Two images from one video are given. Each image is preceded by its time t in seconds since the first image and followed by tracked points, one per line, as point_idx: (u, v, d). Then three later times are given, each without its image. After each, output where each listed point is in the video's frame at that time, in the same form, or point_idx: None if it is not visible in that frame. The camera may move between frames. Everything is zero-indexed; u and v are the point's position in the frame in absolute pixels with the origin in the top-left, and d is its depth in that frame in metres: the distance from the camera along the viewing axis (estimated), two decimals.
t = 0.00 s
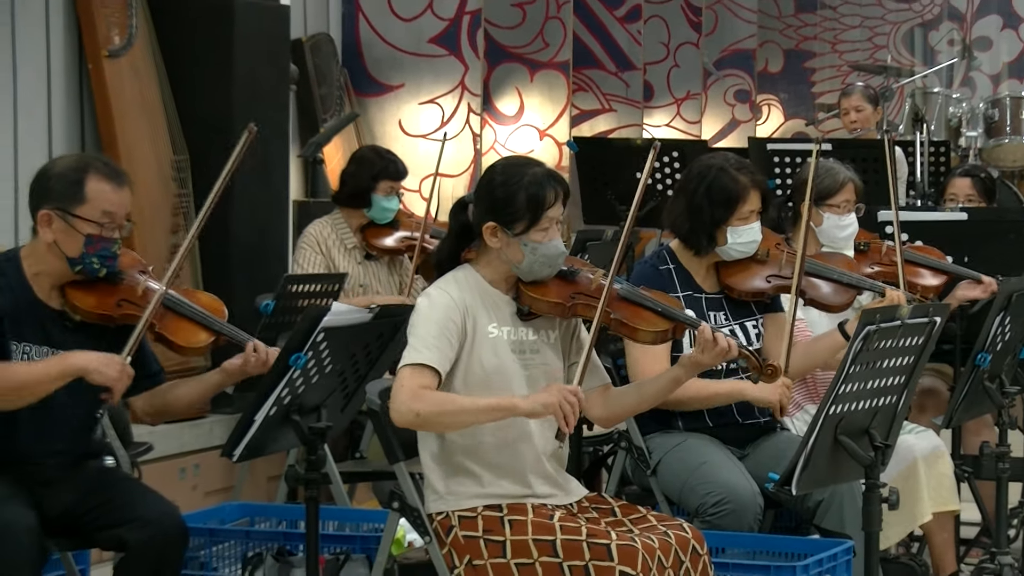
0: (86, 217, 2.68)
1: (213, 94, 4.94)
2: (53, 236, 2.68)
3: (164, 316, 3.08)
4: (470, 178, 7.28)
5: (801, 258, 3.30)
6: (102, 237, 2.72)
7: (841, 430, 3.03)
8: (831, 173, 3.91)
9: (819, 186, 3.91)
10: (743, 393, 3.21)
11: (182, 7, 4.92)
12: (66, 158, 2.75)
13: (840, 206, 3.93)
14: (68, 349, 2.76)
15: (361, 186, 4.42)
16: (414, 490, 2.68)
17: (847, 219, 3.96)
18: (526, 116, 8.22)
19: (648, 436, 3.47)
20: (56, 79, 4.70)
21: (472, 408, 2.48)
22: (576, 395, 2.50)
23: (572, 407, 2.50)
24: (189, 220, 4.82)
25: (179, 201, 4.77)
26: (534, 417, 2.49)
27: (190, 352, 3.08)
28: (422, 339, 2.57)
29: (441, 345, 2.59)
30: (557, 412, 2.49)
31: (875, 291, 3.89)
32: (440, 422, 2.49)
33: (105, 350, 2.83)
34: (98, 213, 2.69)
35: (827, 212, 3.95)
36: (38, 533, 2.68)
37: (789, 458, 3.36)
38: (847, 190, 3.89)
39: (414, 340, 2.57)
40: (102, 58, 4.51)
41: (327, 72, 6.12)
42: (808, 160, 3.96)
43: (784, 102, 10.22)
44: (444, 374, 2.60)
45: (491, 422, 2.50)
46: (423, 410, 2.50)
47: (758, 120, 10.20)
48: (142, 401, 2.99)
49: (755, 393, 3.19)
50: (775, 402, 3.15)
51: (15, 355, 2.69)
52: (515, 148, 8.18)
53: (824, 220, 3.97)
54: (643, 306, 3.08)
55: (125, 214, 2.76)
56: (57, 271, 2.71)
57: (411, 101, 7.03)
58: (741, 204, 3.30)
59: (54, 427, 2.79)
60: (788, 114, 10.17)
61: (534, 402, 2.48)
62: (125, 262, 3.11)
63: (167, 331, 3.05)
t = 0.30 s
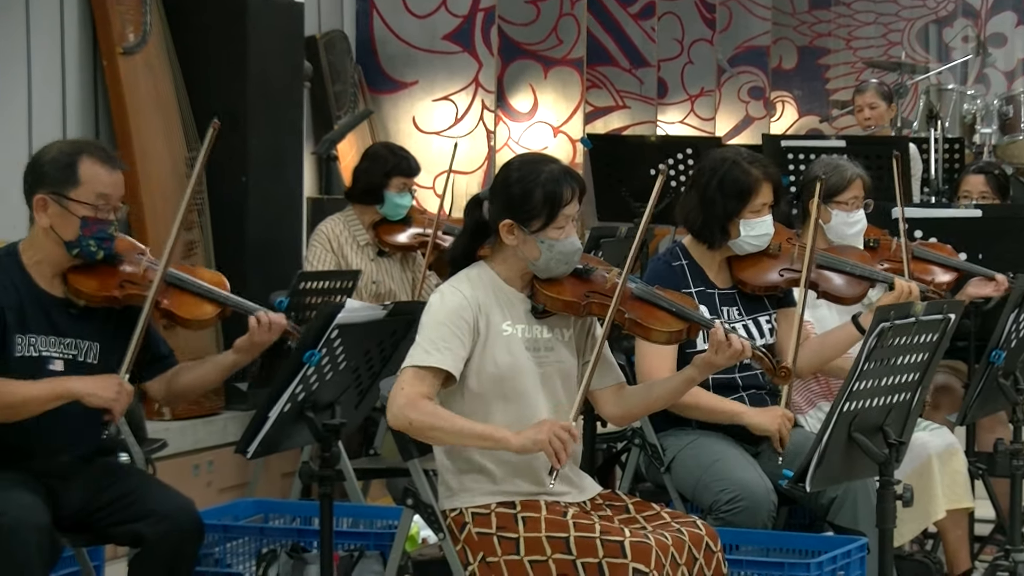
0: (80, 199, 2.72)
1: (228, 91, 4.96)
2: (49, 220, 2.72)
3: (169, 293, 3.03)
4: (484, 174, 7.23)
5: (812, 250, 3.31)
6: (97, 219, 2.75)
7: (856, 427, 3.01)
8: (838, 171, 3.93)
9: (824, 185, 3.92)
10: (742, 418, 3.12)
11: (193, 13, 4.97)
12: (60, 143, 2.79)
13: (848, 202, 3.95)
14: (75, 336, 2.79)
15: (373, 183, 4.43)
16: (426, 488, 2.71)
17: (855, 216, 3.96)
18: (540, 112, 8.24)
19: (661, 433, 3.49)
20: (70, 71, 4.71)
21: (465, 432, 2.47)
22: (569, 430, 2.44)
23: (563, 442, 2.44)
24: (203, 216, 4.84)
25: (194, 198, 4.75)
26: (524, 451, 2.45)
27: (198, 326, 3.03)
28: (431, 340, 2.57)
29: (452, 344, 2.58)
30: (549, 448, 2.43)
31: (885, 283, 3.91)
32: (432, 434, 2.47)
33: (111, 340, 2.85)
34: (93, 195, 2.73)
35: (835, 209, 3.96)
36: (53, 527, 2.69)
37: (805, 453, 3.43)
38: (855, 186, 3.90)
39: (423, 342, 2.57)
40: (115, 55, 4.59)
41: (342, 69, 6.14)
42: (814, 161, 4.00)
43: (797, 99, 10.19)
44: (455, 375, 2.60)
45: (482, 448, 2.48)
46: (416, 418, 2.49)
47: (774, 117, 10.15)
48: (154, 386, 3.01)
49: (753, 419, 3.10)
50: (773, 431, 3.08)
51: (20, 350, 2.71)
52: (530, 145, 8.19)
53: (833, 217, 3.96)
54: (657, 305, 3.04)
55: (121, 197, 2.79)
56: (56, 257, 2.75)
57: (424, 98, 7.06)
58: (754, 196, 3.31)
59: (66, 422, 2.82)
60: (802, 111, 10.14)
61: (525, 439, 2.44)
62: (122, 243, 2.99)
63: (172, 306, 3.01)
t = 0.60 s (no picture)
0: (69, 185, 2.74)
1: (236, 87, 4.98)
2: (39, 208, 2.74)
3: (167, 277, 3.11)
4: (494, 171, 7.24)
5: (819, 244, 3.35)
6: (86, 206, 2.76)
7: (866, 424, 3.00)
8: (840, 164, 3.95)
9: (828, 178, 3.95)
10: (742, 417, 3.08)
11: (203, 9, 4.98)
12: (47, 133, 2.80)
13: (851, 195, 3.98)
14: (72, 326, 2.80)
15: (382, 180, 4.45)
16: (436, 483, 2.68)
17: (859, 208, 4.00)
18: (550, 109, 8.25)
19: (671, 430, 3.49)
20: (81, 65, 4.73)
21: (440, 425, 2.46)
22: (535, 457, 2.43)
23: (528, 469, 2.42)
24: (213, 214, 4.85)
25: (203, 193, 4.81)
26: (484, 471, 2.43)
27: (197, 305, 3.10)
28: (436, 334, 2.58)
29: (456, 339, 2.59)
30: (507, 471, 2.42)
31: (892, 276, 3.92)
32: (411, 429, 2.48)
33: (108, 330, 2.86)
34: (81, 181, 2.75)
35: (840, 202, 4.00)
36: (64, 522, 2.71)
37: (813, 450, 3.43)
38: (857, 180, 3.93)
39: (429, 335, 2.58)
40: (127, 52, 4.59)
41: (353, 65, 6.15)
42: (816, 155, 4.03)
43: (808, 96, 10.25)
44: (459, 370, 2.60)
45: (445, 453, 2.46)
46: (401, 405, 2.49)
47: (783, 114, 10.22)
48: (154, 374, 3.01)
49: (754, 420, 3.05)
50: (773, 432, 3.02)
51: (15, 340, 2.71)
52: (540, 141, 8.21)
53: (838, 210, 4.00)
54: (668, 304, 3.04)
55: (109, 183, 2.80)
56: (48, 246, 2.77)
57: (435, 94, 7.08)
58: (759, 192, 3.31)
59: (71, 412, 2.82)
60: (813, 107, 10.23)
61: (487, 458, 2.42)
62: (113, 234, 3.07)
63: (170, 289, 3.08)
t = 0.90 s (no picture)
0: (71, 181, 2.75)
1: (246, 84, 4.99)
2: (43, 205, 2.75)
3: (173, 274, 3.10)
4: (504, 169, 7.28)
5: (828, 243, 3.33)
6: (89, 202, 2.78)
7: (877, 421, 3.00)
8: (859, 164, 3.99)
9: (846, 176, 3.98)
10: (752, 392, 3.09)
11: (214, 8, 5.00)
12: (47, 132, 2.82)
13: (868, 194, 3.99)
14: (74, 322, 2.81)
15: (393, 179, 4.48)
16: (446, 481, 2.68)
17: (876, 208, 4.01)
18: (561, 107, 8.25)
19: (682, 427, 3.48)
20: (92, 62, 4.75)
21: (438, 385, 2.45)
22: (534, 396, 2.37)
23: (528, 408, 2.36)
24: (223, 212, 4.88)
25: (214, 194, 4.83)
26: (484, 413, 2.40)
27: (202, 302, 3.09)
28: (443, 319, 2.57)
29: (463, 327, 2.59)
30: (506, 406, 2.37)
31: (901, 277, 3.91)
32: (410, 383, 2.47)
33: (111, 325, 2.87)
34: (83, 177, 2.76)
35: (856, 201, 4.02)
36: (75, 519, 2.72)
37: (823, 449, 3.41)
38: (875, 179, 3.96)
39: (447, 323, 2.57)
40: (137, 50, 4.61)
41: (363, 63, 6.16)
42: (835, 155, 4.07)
43: (818, 94, 10.25)
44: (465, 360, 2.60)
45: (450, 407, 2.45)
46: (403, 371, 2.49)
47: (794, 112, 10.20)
48: (156, 371, 3.04)
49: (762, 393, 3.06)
50: (783, 404, 3.02)
51: (20, 332, 2.72)
52: (551, 139, 8.20)
53: (853, 208, 4.02)
54: (678, 302, 3.04)
55: (112, 179, 2.82)
56: (52, 243, 2.78)
57: (445, 92, 7.09)
58: (765, 192, 3.32)
59: (77, 406, 2.83)
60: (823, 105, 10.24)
61: (486, 398, 2.40)
62: (118, 233, 3.09)
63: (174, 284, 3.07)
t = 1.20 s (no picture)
0: (83, 188, 2.72)
1: (251, 79, 5.01)
2: (54, 211, 2.73)
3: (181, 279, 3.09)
4: (513, 164, 7.34)
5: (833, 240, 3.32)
6: (100, 207, 2.76)
7: (886, 416, 3.00)
8: (882, 159, 3.96)
9: (868, 171, 3.96)
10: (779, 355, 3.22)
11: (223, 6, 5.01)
12: (58, 133, 2.78)
13: (891, 189, 3.96)
14: (84, 323, 2.82)
15: (400, 175, 4.47)
16: (455, 475, 2.70)
17: (898, 205, 3.97)
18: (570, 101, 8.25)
19: (692, 421, 3.49)
20: (100, 63, 4.76)
21: (483, 361, 2.48)
22: (598, 362, 2.43)
23: (591, 372, 2.41)
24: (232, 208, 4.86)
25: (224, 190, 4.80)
26: (550, 375, 2.43)
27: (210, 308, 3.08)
28: (460, 312, 2.58)
29: (477, 321, 2.59)
30: (572, 370, 2.41)
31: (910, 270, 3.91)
32: (453, 371, 2.49)
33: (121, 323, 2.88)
34: (93, 183, 2.73)
35: (878, 196, 3.97)
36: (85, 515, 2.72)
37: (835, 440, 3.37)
38: (897, 176, 3.93)
39: (465, 316, 2.58)
40: (146, 44, 4.59)
41: (372, 58, 6.16)
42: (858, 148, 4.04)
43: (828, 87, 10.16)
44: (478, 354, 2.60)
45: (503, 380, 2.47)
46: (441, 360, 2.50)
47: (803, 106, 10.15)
48: (162, 370, 3.01)
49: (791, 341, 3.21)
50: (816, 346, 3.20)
51: (31, 332, 2.75)
52: (560, 134, 8.19)
53: (875, 204, 3.97)
54: (689, 297, 3.03)
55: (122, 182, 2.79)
56: (63, 246, 2.77)
57: (454, 87, 7.10)
58: (769, 188, 3.31)
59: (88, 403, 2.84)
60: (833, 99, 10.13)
61: (552, 361, 2.43)
62: (129, 232, 3.10)
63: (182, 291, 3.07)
